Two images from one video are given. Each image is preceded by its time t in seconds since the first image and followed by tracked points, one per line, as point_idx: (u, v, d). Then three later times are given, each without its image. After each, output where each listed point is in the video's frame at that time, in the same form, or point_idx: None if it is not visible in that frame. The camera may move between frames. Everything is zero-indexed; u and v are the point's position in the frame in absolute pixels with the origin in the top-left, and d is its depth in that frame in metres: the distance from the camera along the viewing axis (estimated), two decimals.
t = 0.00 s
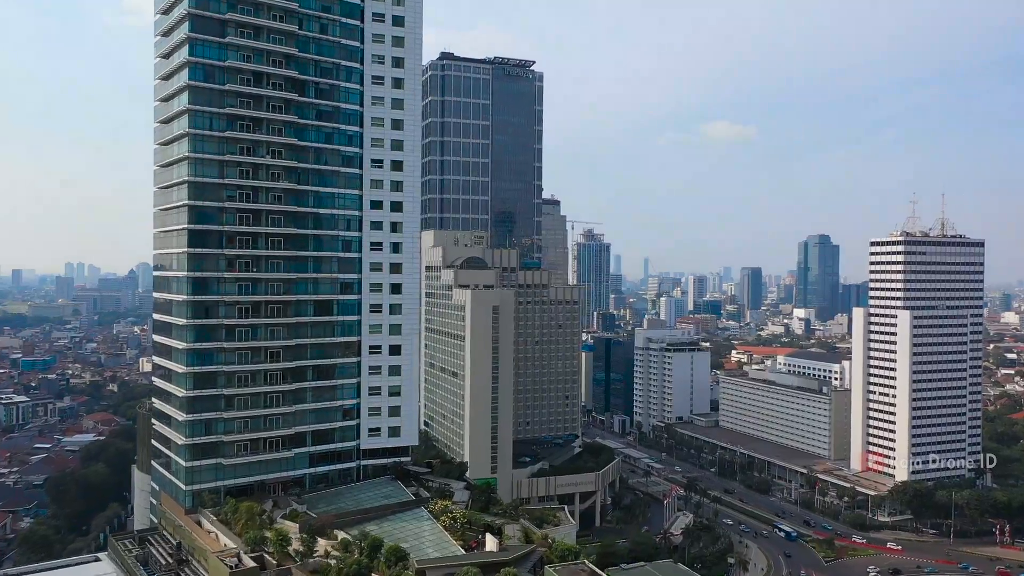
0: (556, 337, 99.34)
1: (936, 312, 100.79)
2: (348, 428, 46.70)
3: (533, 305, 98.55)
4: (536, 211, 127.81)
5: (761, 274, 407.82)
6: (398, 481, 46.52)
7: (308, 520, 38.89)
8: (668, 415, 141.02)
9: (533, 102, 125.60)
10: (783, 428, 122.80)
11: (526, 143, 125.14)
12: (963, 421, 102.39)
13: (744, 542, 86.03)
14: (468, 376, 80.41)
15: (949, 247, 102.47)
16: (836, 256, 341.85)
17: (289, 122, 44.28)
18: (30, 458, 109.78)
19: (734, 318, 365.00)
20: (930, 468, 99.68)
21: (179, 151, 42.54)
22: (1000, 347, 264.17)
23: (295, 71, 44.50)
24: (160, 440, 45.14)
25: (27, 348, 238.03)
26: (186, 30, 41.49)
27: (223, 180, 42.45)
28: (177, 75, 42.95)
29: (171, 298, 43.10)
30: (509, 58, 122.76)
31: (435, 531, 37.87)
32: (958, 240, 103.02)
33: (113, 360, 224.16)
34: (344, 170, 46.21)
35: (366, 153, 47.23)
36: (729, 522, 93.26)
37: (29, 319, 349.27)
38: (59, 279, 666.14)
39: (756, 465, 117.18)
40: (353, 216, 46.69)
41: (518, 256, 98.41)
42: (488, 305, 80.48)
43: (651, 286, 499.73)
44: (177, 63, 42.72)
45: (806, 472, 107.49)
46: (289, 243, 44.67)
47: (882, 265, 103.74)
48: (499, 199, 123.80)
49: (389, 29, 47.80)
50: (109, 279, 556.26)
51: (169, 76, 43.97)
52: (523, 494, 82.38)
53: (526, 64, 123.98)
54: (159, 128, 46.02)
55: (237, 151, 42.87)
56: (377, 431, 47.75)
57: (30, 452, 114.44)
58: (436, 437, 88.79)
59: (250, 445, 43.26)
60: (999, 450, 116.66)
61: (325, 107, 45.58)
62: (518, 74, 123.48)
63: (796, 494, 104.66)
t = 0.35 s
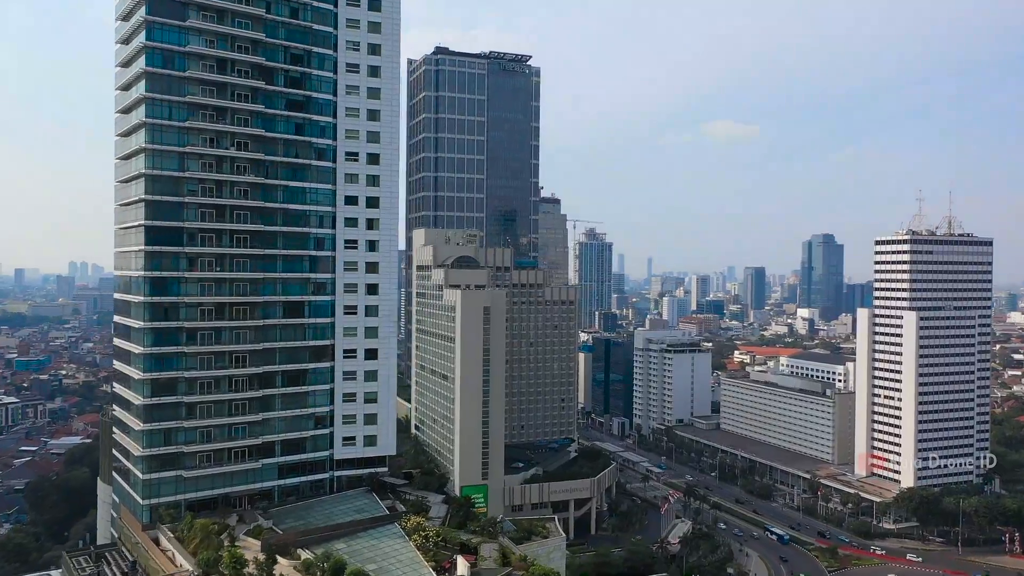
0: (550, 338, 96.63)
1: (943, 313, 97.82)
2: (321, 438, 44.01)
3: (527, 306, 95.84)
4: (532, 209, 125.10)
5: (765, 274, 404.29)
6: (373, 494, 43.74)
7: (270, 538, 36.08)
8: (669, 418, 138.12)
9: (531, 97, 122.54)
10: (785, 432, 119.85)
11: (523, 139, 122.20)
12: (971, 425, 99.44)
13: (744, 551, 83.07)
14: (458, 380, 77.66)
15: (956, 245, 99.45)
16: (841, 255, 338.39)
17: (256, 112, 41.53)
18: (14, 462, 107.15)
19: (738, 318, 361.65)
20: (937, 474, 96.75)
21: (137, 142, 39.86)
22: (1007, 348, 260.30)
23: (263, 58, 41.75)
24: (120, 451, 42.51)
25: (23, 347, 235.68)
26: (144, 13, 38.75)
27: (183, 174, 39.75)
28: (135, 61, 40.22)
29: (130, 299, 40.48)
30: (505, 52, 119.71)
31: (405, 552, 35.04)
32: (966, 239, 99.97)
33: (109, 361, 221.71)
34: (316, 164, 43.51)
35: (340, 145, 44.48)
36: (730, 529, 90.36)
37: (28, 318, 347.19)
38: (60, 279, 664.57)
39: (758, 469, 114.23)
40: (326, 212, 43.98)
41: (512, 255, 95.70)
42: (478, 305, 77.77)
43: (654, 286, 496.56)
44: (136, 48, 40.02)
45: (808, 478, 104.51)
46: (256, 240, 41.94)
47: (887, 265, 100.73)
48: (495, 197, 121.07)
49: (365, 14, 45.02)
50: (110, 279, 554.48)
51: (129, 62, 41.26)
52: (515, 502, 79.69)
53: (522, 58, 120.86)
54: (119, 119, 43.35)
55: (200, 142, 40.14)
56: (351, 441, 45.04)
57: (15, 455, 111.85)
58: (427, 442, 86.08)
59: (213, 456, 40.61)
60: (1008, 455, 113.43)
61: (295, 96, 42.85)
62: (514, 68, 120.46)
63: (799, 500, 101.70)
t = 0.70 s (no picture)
0: (546, 341, 93.97)
1: (952, 314, 94.81)
2: (291, 448, 41.41)
3: (522, 308, 93.23)
4: (529, 207, 122.37)
5: (770, 274, 400.70)
6: (345, 509, 41.19)
7: (228, 559, 33.47)
8: (670, 420, 135.25)
9: (528, 93, 119.71)
10: (789, 436, 116.91)
11: (521, 136, 119.47)
12: (980, 430, 96.40)
13: (746, 561, 80.21)
14: (449, 384, 75.01)
15: (966, 245, 96.45)
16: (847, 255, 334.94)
17: (219, 101, 38.89)
18: None
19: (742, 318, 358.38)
20: (946, 481, 93.71)
21: (90, 134, 37.27)
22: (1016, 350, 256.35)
23: (226, 43, 39.13)
24: (76, 462, 39.96)
25: (19, 348, 232.80)
26: None
27: (139, 167, 37.15)
28: (89, 47, 37.61)
29: (83, 301, 38.01)
30: (502, 47, 117.07)
31: None
32: (976, 238, 96.94)
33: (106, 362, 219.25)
34: (285, 156, 40.90)
35: (312, 138, 41.83)
36: (731, 537, 87.50)
37: (28, 318, 345.13)
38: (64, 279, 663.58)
39: (761, 474, 111.33)
40: (297, 209, 41.39)
41: (507, 255, 93.05)
42: (470, 307, 75.16)
43: (659, 286, 493.18)
44: (89, 33, 37.41)
45: (813, 483, 101.57)
46: (220, 239, 39.33)
47: (894, 265, 97.78)
48: (492, 195, 118.39)
49: None
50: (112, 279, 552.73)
51: (82, 49, 38.64)
52: (507, 510, 77.05)
53: (520, 53, 118.05)
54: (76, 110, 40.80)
55: (158, 133, 37.51)
56: (324, 452, 42.43)
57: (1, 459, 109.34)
58: (418, 447, 83.48)
59: (173, 468, 38.02)
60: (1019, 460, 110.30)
61: (262, 85, 40.23)
62: (512, 64, 117.79)
63: (802, 506, 98.80)
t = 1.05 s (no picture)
0: (542, 343, 91.14)
1: (961, 315, 91.83)
2: (256, 461, 38.94)
3: (517, 309, 90.37)
4: (527, 206, 119.74)
5: (775, 274, 397.06)
6: (313, 526, 38.53)
7: None
8: (671, 424, 132.31)
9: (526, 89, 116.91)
10: (793, 441, 113.91)
11: (518, 133, 116.72)
12: (991, 435, 93.33)
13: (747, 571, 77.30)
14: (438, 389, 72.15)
15: (975, 243, 93.40)
16: (853, 255, 331.35)
17: (175, 88, 37.02)
18: None
19: (747, 319, 354.93)
20: (955, 488, 90.64)
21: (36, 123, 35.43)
22: None
23: (184, 26, 37.31)
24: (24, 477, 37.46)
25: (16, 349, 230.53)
26: None
27: (87, 157, 35.29)
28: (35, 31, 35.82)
29: (29, 300, 36.15)
30: (497, 42, 113.46)
31: None
32: (986, 237, 93.91)
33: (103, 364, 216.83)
34: (250, 148, 38.85)
35: (280, 129, 39.68)
36: (733, 546, 84.56)
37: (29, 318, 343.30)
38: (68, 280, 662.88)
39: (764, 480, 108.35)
40: (262, 205, 39.20)
41: (501, 254, 90.40)
42: (460, 309, 72.38)
43: (663, 287, 489.77)
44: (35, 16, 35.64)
45: (818, 489, 98.52)
46: (177, 235, 37.28)
47: (901, 264, 94.79)
48: (488, 193, 115.74)
49: None
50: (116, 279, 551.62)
51: (30, 34, 36.85)
52: (501, 518, 74.23)
53: (517, 48, 114.87)
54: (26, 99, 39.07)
55: (108, 121, 35.69)
56: (292, 464, 39.91)
57: None
58: (409, 453, 80.87)
59: (125, 483, 35.49)
60: None
61: (223, 72, 38.37)
62: (509, 58, 114.95)
63: (807, 514, 95.75)
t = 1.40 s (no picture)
0: (538, 345, 88.40)
1: (972, 316, 88.79)
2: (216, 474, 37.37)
3: (513, 309, 87.58)
4: (525, 204, 117.12)
5: (781, 274, 393.25)
6: (275, 546, 36.15)
7: None
8: (673, 427, 129.40)
9: (524, 85, 114.18)
10: (798, 445, 110.93)
11: (515, 130, 114.11)
12: (1002, 440, 90.27)
13: None
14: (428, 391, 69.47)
15: (987, 242, 90.27)
16: (860, 255, 327.49)
17: (124, 74, 35.43)
18: None
19: (753, 319, 351.45)
20: (966, 495, 87.59)
21: None
22: None
23: (132, 5, 35.72)
24: None
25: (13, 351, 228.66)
26: None
27: (25, 146, 33.37)
28: None
29: None
30: (494, 36, 110.80)
31: None
32: (997, 235, 90.81)
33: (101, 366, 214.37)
34: (208, 139, 37.39)
35: (243, 119, 38.24)
36: (735, 556, 81.61)
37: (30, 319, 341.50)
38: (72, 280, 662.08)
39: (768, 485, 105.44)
40: (223, 201, 37.81)
41: (495, 253, 87.79)
42: (450, 310, 69.73)
43: (668, 287, 486.10)
44: None
45: (823, 496, 95.49)
46: (128, 233, 35.78)
47: (909, 264, 91.74)
48: (485, 191, 113.09)
49: None
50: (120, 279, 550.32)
51: None
52: (493, 527, 71.39)
53: (514, 42, 111.95)
54: None
55: (49, 108, 33.93)
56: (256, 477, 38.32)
57: None
58: (398, 459, 78.32)
59: (71, 500, 33.75)
60: None
61: (178, 57, 36.80)
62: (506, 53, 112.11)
63: (812, 521, 92.73)
